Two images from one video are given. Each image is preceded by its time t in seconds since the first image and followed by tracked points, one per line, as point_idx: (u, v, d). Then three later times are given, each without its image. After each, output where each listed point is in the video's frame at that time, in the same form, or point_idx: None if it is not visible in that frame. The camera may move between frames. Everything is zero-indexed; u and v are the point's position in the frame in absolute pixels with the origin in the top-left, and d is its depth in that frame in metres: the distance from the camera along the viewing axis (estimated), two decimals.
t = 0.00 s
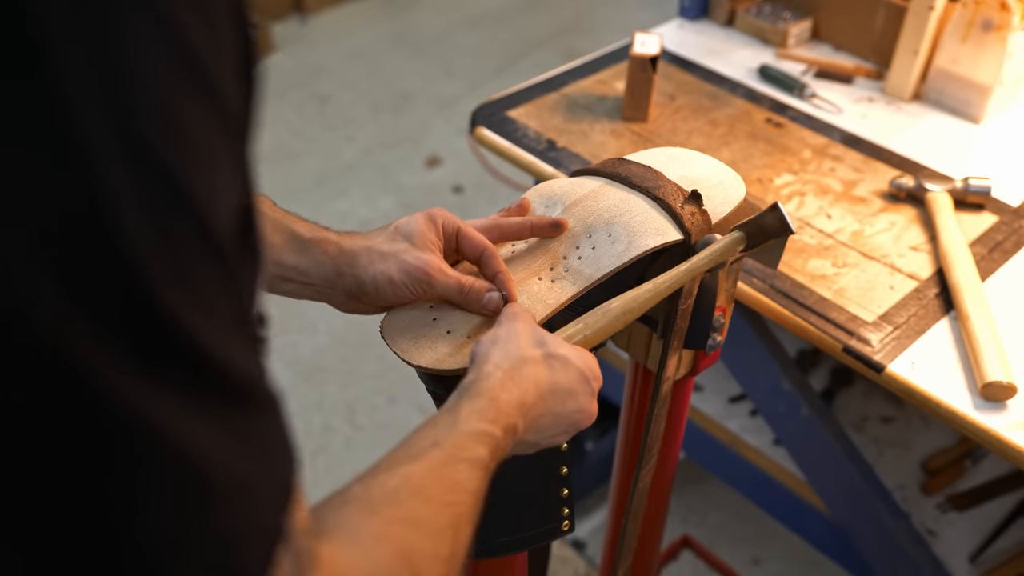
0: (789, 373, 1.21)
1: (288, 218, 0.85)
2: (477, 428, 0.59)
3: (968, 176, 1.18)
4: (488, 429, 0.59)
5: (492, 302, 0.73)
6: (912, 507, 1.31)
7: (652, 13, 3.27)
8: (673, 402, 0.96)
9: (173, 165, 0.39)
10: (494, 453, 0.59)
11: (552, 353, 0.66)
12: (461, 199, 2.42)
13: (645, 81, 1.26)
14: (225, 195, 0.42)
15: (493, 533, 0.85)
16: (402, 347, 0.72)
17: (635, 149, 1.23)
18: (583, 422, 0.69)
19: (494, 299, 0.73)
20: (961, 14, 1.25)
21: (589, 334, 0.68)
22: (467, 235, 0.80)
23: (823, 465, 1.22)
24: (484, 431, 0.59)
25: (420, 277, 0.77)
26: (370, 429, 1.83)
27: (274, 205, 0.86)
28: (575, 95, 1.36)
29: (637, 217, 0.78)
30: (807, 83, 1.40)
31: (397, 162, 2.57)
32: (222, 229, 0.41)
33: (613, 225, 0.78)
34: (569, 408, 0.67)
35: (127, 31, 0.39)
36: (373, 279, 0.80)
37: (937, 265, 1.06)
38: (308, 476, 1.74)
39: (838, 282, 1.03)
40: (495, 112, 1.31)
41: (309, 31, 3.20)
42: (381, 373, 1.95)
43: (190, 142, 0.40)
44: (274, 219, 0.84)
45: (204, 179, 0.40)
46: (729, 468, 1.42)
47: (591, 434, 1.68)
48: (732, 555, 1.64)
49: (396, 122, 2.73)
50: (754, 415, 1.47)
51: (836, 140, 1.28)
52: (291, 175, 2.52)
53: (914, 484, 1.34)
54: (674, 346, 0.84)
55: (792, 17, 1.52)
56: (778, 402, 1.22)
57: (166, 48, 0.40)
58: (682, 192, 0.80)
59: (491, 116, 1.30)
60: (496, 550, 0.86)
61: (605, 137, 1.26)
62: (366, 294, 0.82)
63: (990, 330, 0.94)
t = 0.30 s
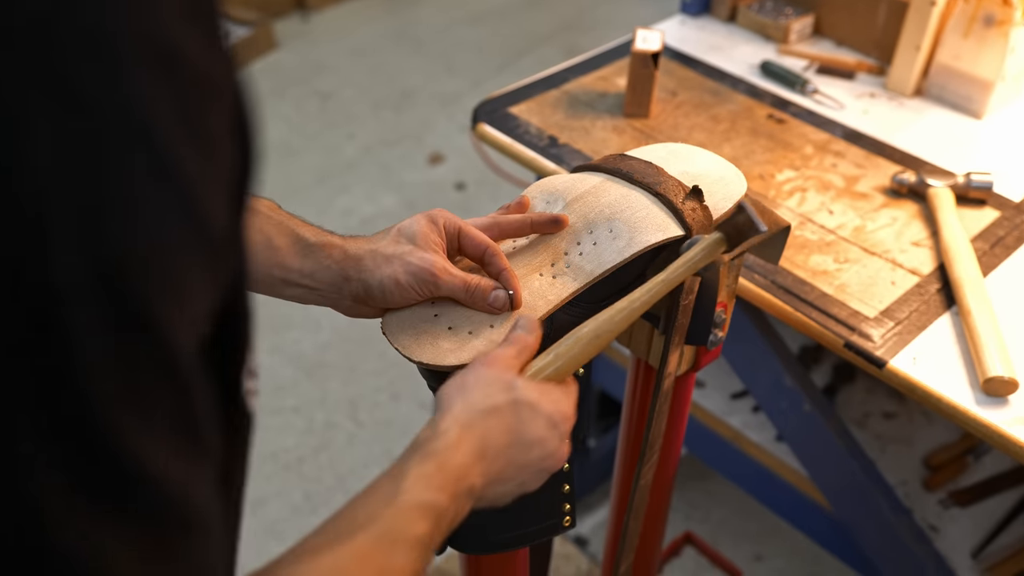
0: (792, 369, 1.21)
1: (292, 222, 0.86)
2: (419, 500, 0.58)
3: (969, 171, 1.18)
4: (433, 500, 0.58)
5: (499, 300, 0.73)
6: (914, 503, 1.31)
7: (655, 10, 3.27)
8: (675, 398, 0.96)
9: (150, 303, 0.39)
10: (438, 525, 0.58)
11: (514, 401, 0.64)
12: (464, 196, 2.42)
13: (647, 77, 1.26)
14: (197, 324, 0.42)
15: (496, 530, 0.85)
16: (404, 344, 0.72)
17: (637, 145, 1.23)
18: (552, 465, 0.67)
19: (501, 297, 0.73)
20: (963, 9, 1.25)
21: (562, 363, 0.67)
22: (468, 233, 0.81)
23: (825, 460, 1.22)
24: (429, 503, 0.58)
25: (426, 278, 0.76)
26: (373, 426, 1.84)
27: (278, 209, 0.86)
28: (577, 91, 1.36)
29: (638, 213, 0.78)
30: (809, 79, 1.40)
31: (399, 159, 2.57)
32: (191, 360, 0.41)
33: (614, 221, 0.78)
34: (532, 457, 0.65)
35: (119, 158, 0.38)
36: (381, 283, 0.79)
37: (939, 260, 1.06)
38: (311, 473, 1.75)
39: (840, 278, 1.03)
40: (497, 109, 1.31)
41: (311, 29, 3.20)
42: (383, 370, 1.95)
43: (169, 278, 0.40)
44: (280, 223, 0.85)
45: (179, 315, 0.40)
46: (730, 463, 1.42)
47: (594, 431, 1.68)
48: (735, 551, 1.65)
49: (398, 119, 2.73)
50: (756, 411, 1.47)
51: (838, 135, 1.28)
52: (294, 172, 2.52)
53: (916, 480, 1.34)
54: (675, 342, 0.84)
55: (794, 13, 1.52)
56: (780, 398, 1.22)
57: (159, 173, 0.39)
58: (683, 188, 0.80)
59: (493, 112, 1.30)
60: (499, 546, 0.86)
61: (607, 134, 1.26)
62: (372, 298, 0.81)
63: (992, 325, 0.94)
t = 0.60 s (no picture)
0: (792, 370, 1.21)
1: (292, 225, 0.86)
2: None
3: (970, 173, 1.18)
4: None
5: (500, 306, 0.73)
6: (914, 504, 1.31)
7: (658, 10, 3.27)
8: (675, 399, 0.96)
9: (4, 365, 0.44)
10: None
11: (339, 477, 0.59)
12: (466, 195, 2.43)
13: (648, 78, 1.26)
14: (51, 353, 0.46)
15: (496, 530, 0.85)
16: (403, 342, 0.73)
17: (638, 146, 1.23)
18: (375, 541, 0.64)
19: (502, 303, 0.73)
20: (964, 11, 1.25)
21: (402, 425, 0.60)
22: (469, 236, 0.81)
23: (824, 461, 1.22)
24: None
25: (428, 285, 0.76)
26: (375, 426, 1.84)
27: (277, 212, 0.87)
28: (578, 92, 1.36)
29: (638, 214, 0.78)
30: (810, 81, 1.40)
31: (402, 160, 2.57)
32: (37, 384, 0.46)
33: (613, 222, 0.78)
34: (361, 524, 0.61)
35: (23, 241, 0.43)
36: (382, 290, 0.80)
37: (939, 262, 1.06)
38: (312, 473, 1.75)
39: (840, 279, 1.03)
40: (498, 110, 1.31)
41: (314, 29, 3.20)
42: (385, 370, 1.96)
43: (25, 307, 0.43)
44: (281, 228, 0.85)
45: (36, 382, 0.46)
46: (730, 464, 1.43)
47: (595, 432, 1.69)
48: (736, 552, 1.65)
49: (401, 120, 2.74)
50: (757, 412, 1.47)
51: (839, 137, 1.28)
52: (296, 173, 2.52)
53: (916, 481, 1.34)
54: (675, 343, 0.84)
55: (796, 14, 1.52)
56: (781, 399, 1.22)
57: (48, 258, 0.44)
58: (683, 189, 0.80)
59: (494, 113, 1.30)
60: (499, 546, 0.86)
61: (608, 135, 1.26)
62: (373, 303, 0.81)
63: (992, 327, 0.94)
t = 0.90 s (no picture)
0: (792, 371, 1.21)
1: (285, 235, 0.84)
2: (219, 513, 0.52)
3: (971, 173, 1.18)
4: (239, 516, 0.53)
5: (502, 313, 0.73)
6: (914, 505, 1.31)
7: (660, 11, 3.27)
8: (674, 399, 0.96)
9: None
10: (247, 533, 0.54)
11: (358, 403, 0.57)
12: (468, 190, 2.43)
13: (649, 78, 1.26)
14: None
15: (493, 529, 0.85)
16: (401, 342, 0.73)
17: (638, 147, 1.23)
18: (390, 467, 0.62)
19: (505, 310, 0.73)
20: (965, 11, 1.25)
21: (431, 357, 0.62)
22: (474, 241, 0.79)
23: (824, 462, 1.22)
24: (232, 519, 0.53)
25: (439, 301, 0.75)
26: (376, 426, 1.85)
27: (269, 219, 0.85)
28: (579, 92, 1.36)
29: (637, 214, 0.78)
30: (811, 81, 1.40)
31: (403, 160, 2.57)
32: None
33: (612, 221, 0.77)
34: (372, 459, 0.59)
35: None
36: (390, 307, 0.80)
37: (939, 263, 1.06)
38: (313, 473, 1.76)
39: (840, 280, 1.03)
40: (499, 109, 1.31)
41: (317, 29, 3.21)
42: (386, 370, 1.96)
43: None
44: (272, 240, 0.83)
45: None
46: (730, 465, 1.42)
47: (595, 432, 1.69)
48: (736, 553, 1.64)
49: (403, 120, 2.74)
50: (757, 412, 1.47)
51: (840, 137, 1.28)
52: (298, 173, 2.52)
53: (917, 482, 1.34)
54: (673, 343, 0.84)
55: (797, 15, 1.52)
56: (781, 400, 1.22)
57: None
58: (682, 189, 0.80)
59: (495, 113, 1.30)
60: (497, 546, 0.86)
61: (608, 135, 1.26)
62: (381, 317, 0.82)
63: (992, 327, 0.94)
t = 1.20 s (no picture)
0: (794, 371, 1.21)
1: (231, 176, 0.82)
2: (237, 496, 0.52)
3: (973, 173, 1.17)
4: (256, 495, 0.52)
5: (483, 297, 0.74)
6: (916, 506, 1.30)
7: (663, 11, 3.26)
8: (674, 399, 0.96)
9: None
10: (275, 517, 0.53)
11: (368, 378, 0.55)
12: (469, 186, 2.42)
13: (651, 78, 1.26)
14: None
15: (491, 528, 0.85)
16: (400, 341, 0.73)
17: (640, 146, 1.23)
18: (417, 461, 0.60)
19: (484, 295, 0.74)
20: (967, 11, 1.24)
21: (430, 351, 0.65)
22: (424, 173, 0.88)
23: (826, 462, 1.22)
24: (250, 498, 0.52)
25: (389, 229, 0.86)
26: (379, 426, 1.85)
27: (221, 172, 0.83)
28: (581, 91, 1.36)
29: (635, 213, 0.77)
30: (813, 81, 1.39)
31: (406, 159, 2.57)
32: None
33: (611, 221, 0.77)
34: (405, 435, 0.57)
35: None
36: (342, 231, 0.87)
37: (941, 263, 1.05)
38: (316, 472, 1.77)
39: (841, 280, 1.03)
40: (500, 109, 1.31)
41: (320, 28, 3.21)
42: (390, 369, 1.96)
43: None
44: (220, 180, 0.80)
45: None
46: (732, 465, 1.42)
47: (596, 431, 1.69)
48: (737, 553, 1.64)
49: (407, 119, 2.74)
50: (758, 412, 1.47)
51: (842, 137, 1.27)
52: (302, 172, 2.52)
53: (918, 482, 1.34)
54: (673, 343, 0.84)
55: (799, 14, 1.52)
56: (782, 400, 1.22)
57: None
58: (681, 188, 0.79)
59: (497, 112, 1.30)
60: (496, 545, 0.86)
61: (610, 134, 1.26)
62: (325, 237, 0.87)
63: (993, 328, 0.94)
